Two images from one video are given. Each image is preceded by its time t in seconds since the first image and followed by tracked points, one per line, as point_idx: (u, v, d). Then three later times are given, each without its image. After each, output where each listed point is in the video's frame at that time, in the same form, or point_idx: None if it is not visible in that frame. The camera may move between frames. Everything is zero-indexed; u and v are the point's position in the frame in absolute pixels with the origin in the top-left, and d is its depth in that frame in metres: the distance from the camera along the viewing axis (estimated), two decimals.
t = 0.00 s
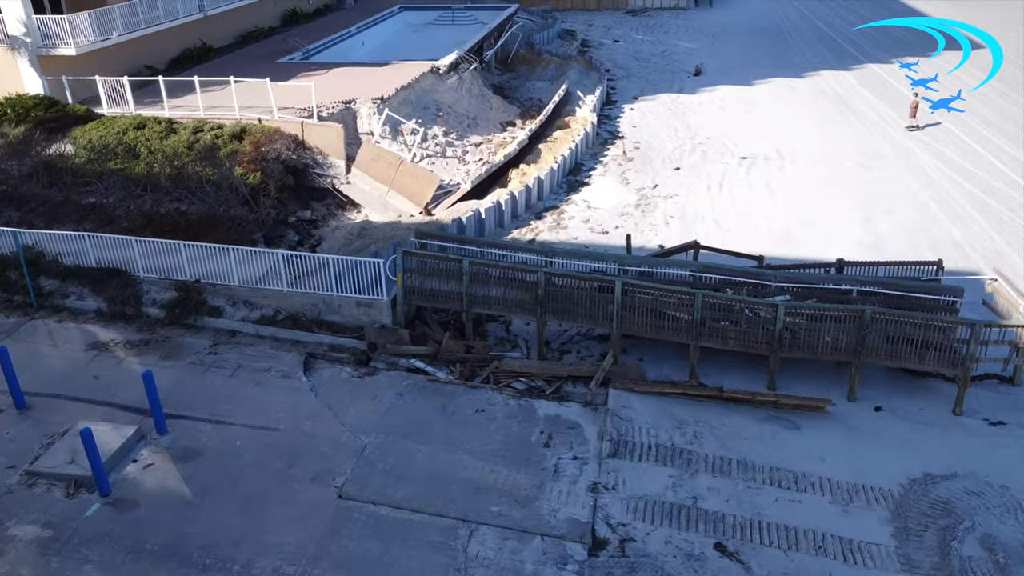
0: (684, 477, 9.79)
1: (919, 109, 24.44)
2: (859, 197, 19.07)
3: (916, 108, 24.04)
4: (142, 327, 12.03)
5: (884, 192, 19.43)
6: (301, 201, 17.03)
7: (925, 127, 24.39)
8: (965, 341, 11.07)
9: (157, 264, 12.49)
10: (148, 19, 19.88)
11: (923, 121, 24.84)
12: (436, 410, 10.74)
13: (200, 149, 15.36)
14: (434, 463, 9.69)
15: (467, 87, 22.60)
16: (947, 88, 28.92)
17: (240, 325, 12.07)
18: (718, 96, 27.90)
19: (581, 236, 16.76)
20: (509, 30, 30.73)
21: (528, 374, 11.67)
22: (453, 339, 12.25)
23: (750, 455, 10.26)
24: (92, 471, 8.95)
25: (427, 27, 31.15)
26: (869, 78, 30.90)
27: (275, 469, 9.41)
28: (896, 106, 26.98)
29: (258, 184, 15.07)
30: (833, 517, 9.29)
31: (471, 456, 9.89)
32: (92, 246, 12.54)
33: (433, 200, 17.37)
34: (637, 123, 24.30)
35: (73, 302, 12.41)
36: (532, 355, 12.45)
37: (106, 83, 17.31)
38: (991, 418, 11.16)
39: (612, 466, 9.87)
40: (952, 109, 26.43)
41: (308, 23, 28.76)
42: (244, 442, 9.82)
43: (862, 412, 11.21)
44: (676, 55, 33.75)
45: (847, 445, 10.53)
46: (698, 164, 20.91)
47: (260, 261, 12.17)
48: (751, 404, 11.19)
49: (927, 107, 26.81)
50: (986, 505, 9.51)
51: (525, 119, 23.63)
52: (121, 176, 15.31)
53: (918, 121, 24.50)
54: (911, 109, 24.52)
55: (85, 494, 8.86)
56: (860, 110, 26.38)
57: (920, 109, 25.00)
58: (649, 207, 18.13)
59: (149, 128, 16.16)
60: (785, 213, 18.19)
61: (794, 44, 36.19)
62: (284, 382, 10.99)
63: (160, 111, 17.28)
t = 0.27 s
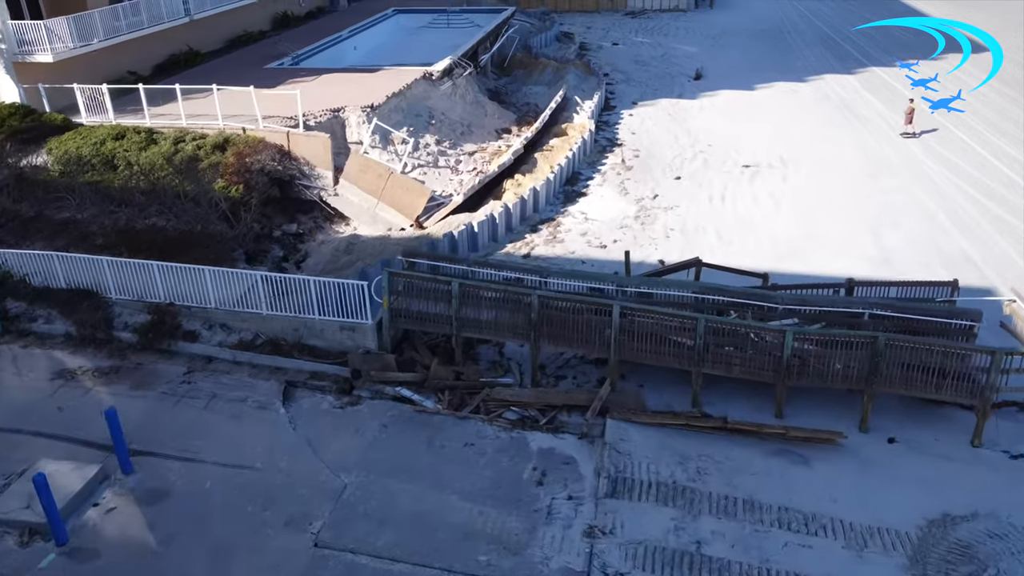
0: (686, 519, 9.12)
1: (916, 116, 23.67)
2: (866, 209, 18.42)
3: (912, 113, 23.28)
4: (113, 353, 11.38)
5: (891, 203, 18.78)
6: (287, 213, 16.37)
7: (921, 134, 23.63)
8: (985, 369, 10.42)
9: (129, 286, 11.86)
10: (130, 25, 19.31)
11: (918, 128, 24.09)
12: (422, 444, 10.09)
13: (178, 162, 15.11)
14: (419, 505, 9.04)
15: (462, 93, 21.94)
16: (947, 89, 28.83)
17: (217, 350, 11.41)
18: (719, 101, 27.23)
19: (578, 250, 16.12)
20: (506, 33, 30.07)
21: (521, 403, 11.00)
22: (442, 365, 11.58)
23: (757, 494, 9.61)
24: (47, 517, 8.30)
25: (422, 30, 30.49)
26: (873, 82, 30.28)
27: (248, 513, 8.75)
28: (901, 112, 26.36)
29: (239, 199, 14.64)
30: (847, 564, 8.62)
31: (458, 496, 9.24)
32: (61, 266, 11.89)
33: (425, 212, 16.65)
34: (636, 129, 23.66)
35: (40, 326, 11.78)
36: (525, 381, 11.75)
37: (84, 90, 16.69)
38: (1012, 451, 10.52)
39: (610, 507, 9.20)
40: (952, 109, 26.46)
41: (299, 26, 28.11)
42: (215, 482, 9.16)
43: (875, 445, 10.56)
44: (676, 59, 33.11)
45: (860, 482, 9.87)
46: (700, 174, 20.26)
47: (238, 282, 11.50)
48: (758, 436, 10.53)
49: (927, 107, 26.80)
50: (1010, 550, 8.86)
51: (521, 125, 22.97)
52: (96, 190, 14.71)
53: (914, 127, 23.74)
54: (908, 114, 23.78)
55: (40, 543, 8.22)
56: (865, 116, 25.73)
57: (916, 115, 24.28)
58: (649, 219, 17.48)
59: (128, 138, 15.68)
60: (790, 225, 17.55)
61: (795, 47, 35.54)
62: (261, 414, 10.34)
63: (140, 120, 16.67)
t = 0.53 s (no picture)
0: (690, 573, 8.39)
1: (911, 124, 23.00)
2: (875, 221, 17.68)
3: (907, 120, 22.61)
4: (77, 385, 10.69)
5: (901, 215, 18.05)
6: (270, 227, 15.73)
7: (916, 142, 22.96)
8: (1009, 405, 9.67)
9: (96, 312, 11.12)
10: (109, 30, 18.70)
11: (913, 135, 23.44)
12: (405, 487, 9.38)
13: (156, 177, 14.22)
14: (399, 559, 8.33)
15: (455, 100, 21.23)
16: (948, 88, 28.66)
17: (188, 382, 10.71)
18: (721, 107, 26.50)
19: (574, 267, 15.41)
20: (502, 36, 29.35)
21: (513, 439, 10.31)
22: (428, 397, 10.88)
23: (766, 542, 8.89)
24: None
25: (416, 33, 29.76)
26: (878, 86, 29.57)
27: (212, 569, 8.04)
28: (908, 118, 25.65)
29: (218, 215, 13.88)
30: None
31: (442, 548, 8.53)
32: (23, 290, 11.16)
33: (415, 227, 15.99)
34: (636, 137, 22.96)
35: (2, 355, 11.09)
36: (518, 414, 11.04)
37: (59, 101, 15.98)
38: None
39: (607, 559, 8.48)
40: (952, 109, 26.27)
41: (290, 30, 27.40)
42: (178, 533, 8.45)
43: (892, 485, 9.84)
44: (676, 62, 32.39)
45: (878, 528, 9.14)
46: (701, 184, 19.53)
47: (212, 308, 10.78)
48: (766, 476, 9.81)
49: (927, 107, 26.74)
50: None
51: (517, 133, 22.28)
52: (65, 207, 13.77)
53: (908, 134, 23.08)
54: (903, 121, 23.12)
55: None
56: (871, 122, 25.01)
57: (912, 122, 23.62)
58: (649, 233, 16.77)
59: (103, 150, 14.96)
60: (795, 239, 16.82)
61: (798, 49, 34.83)
62: (232, 454, 9.63)
63: (118, 131, 16.00)
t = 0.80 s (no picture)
0: None
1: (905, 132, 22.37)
2: (885, 235, 16.88)
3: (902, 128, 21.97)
4: (33, 425, 9.95)
5: (913, 229, 17.24)
6: (251, 245, 14.98)
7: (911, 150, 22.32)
8: None
9: (55, 345, 10.34)
10: (85, 37, 18.08)
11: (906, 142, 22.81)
12: (383, 541, 8.61)
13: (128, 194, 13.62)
14: None
15: (448, 108, 20.48)
16: (947, 88, 28.86)
17: (152, 422, 9.94)
18: (723, 114, 25.70)
19: (570, 288, 14.64)
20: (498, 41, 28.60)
21: (503, 485, 9.50)
22: (412, 436, 10.07)
23: None
24: None
25: (410, 38, 29.00)
26: (884, 91, 28.82)
27: None
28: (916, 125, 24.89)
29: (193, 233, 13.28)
30: None
31: None
32: None
33: (404, 244, 15.26)
34: (635, 146, 22.20)
35: None
36: (509, 454, 10.21)
37: (29, 112, 15.18)
38: None
39: None
40: (952, 109, 26.50)
41: (279, 35, 26.66)
42: None
43: (914, 535, 9.04)
44: (676, 67, 31.64)
45: None
46: (703, 197, 18.73)
47: (178, 342, 10.00)
48: (777, 526, 9.01)
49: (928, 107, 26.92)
50: None
51: (512, 142, 21.54)
52: (24, 231, 12.32)
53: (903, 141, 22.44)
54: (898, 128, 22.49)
55: None
56: (878, 129, 24.23)
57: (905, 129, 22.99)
58: (648, 250, 15.99)
59: (74, 165, 14.33)
60: (802, 255, 16.03)
61: (801, 53, 34.09)
62: (196, 505, 8.89)
63: (91, 144, 15.26)
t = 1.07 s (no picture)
0: None
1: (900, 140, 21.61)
2: (898, 255, 16.07)
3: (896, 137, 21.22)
4: None
5: (926, 248, 16.45)
6: (228, 267, 14.18)
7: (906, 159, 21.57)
8: None
9: (4, 386, 9.52)
10: (58, 45, 17.32)
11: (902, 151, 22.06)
12: None
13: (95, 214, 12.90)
14: None
15: (440, 118, 19.68)
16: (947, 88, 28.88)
17: (108, 471, 9.13)
18: (725, 121, 24.87)
19: (566, 312, 13.83)
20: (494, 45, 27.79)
21: (489, 542, 8.62)
22: (391, 485, 9.21)
23: None
24: None
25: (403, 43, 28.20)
26: (891, 97, 28.05)
27: None
28: (925, 133, 24.11)
29: (165, 256, 12.64)
30: None
31: None
32: None
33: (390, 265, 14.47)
34: (634, 156, 21.39)
35: None
36: (498, 504, 9.33)
37: None
38: None
39: None
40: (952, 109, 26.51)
41: (267, 40, 25.86)
42: None
43: None
44: (677, 72, 30.85)
45: None
46: (707, 211, 17.91)
47: (136, 383, 9.19)
48: None
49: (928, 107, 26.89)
50: None
51: (507, 153, 20.74)
52: None
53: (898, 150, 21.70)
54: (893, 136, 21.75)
55: None
56: (886, 138, 23.42)
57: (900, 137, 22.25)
58: (649, 270, 15.18)
59: (39, 183, 13.48)
60: (811, 276, 15.22)
61: (804, 58, 33.31)
62: (150, 569, 8.12)
63: (59, 159, 14.46)
